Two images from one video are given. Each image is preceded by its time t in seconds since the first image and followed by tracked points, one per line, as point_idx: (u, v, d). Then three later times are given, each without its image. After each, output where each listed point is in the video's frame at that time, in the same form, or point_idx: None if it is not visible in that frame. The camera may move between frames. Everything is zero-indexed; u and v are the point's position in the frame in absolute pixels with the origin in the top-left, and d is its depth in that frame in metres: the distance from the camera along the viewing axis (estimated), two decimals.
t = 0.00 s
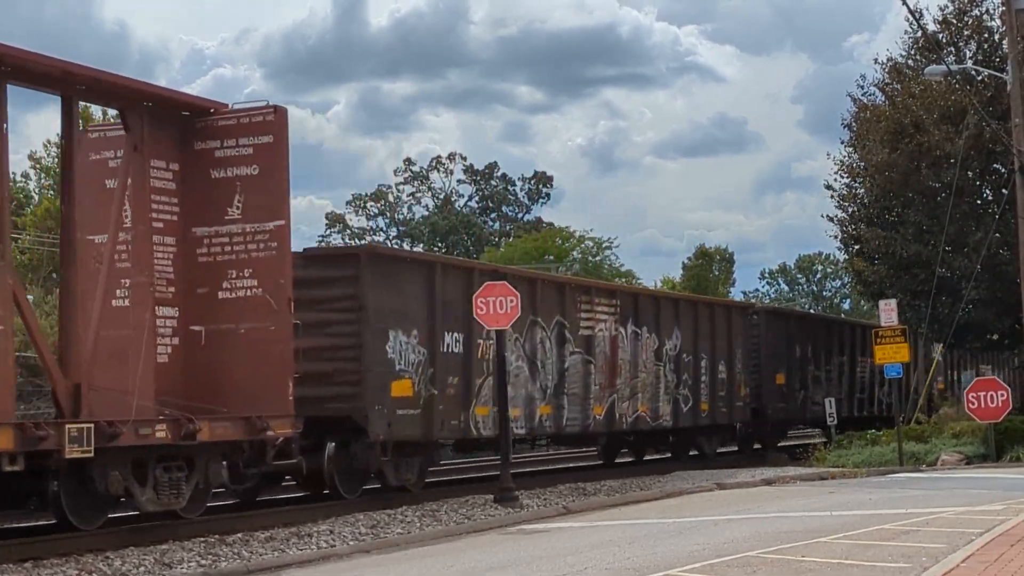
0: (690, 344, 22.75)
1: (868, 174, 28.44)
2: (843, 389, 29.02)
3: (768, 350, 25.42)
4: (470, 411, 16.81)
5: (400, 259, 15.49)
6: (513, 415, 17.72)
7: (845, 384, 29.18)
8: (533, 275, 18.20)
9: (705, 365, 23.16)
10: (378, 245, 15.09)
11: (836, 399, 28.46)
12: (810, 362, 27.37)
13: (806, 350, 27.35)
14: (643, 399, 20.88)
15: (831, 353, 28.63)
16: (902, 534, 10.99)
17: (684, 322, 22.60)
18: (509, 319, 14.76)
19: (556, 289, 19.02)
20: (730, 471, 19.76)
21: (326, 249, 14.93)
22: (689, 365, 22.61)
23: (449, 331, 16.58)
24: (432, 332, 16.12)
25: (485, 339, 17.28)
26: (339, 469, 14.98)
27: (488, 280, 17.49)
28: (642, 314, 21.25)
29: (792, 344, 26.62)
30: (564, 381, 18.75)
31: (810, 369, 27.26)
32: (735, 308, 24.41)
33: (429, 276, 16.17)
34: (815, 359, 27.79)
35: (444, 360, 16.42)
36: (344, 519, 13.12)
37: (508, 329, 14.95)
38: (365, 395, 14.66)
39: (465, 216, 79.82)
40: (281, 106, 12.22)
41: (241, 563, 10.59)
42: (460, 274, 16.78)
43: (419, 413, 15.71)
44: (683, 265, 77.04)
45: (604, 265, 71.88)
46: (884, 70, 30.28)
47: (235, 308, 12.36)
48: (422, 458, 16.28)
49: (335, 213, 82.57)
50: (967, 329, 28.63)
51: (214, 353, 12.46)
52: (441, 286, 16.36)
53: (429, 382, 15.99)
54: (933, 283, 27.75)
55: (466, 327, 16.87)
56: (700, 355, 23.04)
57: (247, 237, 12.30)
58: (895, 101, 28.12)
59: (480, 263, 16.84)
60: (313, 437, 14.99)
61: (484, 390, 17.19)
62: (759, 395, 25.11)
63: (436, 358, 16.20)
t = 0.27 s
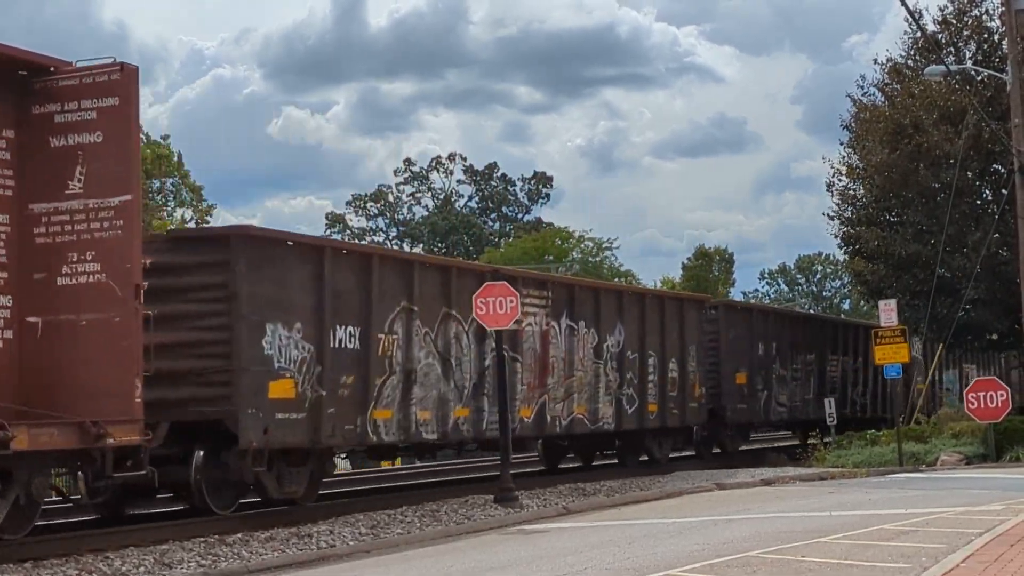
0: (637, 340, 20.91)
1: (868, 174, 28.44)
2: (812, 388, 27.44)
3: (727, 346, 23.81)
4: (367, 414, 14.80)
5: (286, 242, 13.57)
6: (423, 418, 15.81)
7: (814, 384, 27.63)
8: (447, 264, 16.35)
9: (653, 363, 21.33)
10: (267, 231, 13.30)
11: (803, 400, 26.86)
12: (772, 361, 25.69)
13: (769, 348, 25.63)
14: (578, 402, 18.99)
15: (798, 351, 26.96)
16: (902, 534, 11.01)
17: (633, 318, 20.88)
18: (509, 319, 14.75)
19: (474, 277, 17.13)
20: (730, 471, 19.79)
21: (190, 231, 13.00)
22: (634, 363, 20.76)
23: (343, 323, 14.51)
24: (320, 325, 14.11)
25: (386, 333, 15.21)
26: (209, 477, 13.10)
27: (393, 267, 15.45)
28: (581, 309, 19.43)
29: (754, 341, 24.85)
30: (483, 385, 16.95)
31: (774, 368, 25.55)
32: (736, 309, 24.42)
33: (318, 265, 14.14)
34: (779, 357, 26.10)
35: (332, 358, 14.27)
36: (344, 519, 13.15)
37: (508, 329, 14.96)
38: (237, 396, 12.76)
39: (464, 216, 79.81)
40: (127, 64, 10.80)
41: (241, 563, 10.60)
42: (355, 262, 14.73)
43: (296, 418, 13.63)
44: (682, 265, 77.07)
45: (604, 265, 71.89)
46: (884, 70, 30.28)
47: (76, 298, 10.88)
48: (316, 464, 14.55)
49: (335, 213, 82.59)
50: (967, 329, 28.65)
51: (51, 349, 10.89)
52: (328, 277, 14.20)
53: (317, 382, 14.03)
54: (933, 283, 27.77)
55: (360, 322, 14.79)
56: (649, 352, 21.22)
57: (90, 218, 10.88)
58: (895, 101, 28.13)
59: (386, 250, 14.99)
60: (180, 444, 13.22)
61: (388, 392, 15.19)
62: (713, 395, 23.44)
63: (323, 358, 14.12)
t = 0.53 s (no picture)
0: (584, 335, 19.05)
1: (868, 174, 28.43)
2: (777, 388, 25.52)
3: (680, 342, 22.06)
4: (236, 417, 12.65)
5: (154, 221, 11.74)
6: (310, 422, 13.68)
7: (780, 385, 25.68)
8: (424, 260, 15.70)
9: (592, 360, 19.15)
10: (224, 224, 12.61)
11: (767, 398, 25.00)
12: (733, 358, 23.85)
13: (727, 346, 23.73)
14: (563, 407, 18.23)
15: (760, 350, 25.02)
16: (902, 534, 11.00)
17: (577, 311, 18.93)
18: (510, 319, 14.77)
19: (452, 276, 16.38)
20: (730, 471, 19.78)
21: (24, 207, 10.95)
22: (568, 360, 18.63)
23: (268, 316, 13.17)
24: (174, 316, 11.94)
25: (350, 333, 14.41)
26: (36, 490, 11.09)
27: (322, 255, 14.10)
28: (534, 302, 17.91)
29: (710, 338, 23.02)
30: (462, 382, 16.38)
31: (733, 367, 23.72)
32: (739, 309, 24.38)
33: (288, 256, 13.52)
34: (740, 354, 24.23)
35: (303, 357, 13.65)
36: (344, 519, 13.14)
37: (509, 328, 14.96)
38: (64, 398, 10.68)
39: (464, 216, 79.79)
40: None
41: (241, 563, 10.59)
42: (324, 255, 14.09)
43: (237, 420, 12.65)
44: (682, 265, 77.08)
45: (604, 265, 71.88)
46: (884, 70, 30.27)
47: None
48: (175, 476, 12.54)
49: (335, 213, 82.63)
50: (967, 329, 28.63)
51: None
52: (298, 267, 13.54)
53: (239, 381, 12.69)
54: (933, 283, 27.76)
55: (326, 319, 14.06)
56: (592, 348, 19.20)
57: None
58: (895, 101, 28.14)
59: (361, 247, 14.36)
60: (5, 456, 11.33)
61: (318, 386, 13.85)
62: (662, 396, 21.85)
63: (293, 355, 13.47)
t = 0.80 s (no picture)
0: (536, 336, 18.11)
1: (868, 174, 28.46)
2: (735, 387, 23.93)
3: (625, 338, 20.49)
4: (62, 424, 10.94)
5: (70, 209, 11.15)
6: (160, 428, 12.00)
7: (738, 384, 24.09)
8: (399, 257, 15.35)
9: (519, 358, 17.70)
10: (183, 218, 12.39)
11: (725, 398, 23.45)
12: (686, 354, 22.34)
13: (679, 341, 22.14)
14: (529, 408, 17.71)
15: (717, 347, 23.49)
16: (902, 535, 11.01)
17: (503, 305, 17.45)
18: (510, 319, 14.75)
19: (430, 273, 16.05)
20: (730, 471, 19.80)
21: None
22: (487, 358, 17.20)
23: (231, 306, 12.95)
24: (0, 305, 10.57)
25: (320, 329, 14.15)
26: None
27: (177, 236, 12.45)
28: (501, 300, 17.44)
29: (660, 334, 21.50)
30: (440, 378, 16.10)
31: (686, 364, 22.18)
32: (737, 311, 24.38)
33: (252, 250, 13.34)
34: (694, 351, 22.70)
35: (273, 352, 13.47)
36: (344, 519, 13.15)
37: (509, 329, 14.95)
38: None
39: (464, 216, 79.78)
40: None
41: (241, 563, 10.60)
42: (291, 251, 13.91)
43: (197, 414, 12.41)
44: (682, 265, 77.12)
45: (604, 266, 71.89)
46: (884, 70, 30.28)
47: None
48: None
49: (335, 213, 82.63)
50: (967, 330, 28.62)
51: None
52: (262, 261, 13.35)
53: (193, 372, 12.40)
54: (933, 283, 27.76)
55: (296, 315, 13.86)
56: (518, 344, 17.68)
57: None
58: (895, 102, 28.16)
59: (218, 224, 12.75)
60: None
61: (281, 378, 13.57)
62: (602, 396, 20.30)
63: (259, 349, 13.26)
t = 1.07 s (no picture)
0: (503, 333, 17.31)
1: (869, 174, 28.46)
2: (687, 387, 22.27)
3: (559, 332, 18.73)
4: None
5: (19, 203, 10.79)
6: None
7: (691, 383, 22.43)
8: (370, 252, 14.99)
9: (430, 353, 16.12)
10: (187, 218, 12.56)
11: (675, 400, 21.82)
12: (630, 349, 20.69)
13: (621, 336, 20.48)
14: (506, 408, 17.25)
15: (666, 345, 21.82)
16: (903, 534, 11.00)
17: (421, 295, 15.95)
18: (510, 319, 14.75)
19: (402, 268, 15.73)
20: (730, 471, 19.77)
21: None
22: (394, 353, 15.51)
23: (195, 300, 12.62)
24: None
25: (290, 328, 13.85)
26: None
27: None
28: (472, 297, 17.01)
29: (601, 328, 19.85)
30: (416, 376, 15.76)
31: (631, 361, 20.64)
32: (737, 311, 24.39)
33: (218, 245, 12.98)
34: (641, 348, 21.09)
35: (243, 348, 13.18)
36: (344, 519, 13.13)
37: (509, 328, 14.94)
38: None
39: (464, 216, 79.78)
40: None
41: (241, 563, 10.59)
42: (259, 246, 13.55)
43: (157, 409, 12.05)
44: (683, 265, 77.14)
45: (604, 266, 71.88)
46: (884, 70, 30.27)
47: None
48: None
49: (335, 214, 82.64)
50: (967, 330, 28.61)
51: None
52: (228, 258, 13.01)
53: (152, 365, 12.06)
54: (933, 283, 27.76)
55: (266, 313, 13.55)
56: (428, 338, 16.09)
57: None
58: (896, 101, 28.17)
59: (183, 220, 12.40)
60: None
61: (122, 377, 11.75)
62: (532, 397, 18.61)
63: (224, 345, 12.89)
